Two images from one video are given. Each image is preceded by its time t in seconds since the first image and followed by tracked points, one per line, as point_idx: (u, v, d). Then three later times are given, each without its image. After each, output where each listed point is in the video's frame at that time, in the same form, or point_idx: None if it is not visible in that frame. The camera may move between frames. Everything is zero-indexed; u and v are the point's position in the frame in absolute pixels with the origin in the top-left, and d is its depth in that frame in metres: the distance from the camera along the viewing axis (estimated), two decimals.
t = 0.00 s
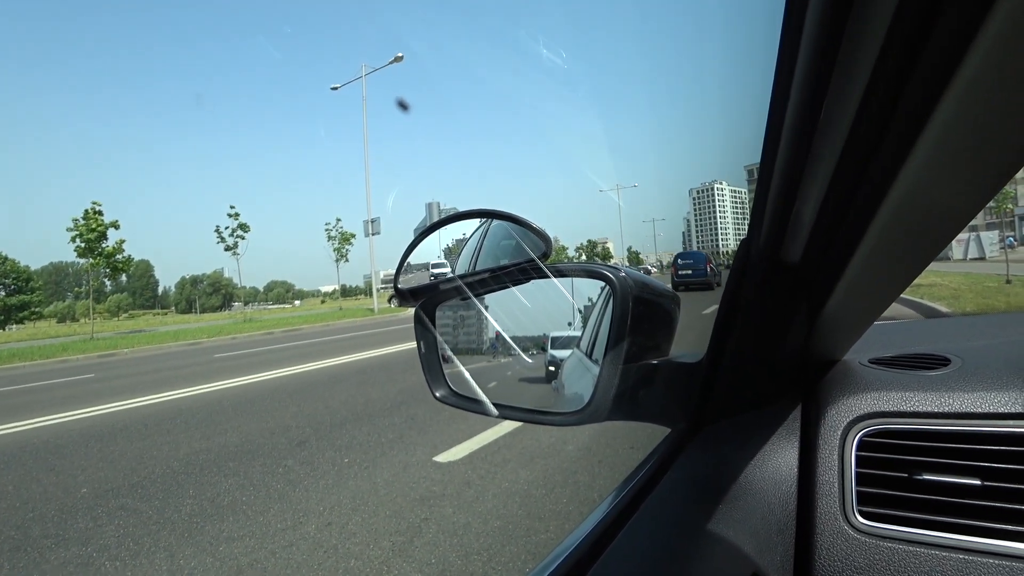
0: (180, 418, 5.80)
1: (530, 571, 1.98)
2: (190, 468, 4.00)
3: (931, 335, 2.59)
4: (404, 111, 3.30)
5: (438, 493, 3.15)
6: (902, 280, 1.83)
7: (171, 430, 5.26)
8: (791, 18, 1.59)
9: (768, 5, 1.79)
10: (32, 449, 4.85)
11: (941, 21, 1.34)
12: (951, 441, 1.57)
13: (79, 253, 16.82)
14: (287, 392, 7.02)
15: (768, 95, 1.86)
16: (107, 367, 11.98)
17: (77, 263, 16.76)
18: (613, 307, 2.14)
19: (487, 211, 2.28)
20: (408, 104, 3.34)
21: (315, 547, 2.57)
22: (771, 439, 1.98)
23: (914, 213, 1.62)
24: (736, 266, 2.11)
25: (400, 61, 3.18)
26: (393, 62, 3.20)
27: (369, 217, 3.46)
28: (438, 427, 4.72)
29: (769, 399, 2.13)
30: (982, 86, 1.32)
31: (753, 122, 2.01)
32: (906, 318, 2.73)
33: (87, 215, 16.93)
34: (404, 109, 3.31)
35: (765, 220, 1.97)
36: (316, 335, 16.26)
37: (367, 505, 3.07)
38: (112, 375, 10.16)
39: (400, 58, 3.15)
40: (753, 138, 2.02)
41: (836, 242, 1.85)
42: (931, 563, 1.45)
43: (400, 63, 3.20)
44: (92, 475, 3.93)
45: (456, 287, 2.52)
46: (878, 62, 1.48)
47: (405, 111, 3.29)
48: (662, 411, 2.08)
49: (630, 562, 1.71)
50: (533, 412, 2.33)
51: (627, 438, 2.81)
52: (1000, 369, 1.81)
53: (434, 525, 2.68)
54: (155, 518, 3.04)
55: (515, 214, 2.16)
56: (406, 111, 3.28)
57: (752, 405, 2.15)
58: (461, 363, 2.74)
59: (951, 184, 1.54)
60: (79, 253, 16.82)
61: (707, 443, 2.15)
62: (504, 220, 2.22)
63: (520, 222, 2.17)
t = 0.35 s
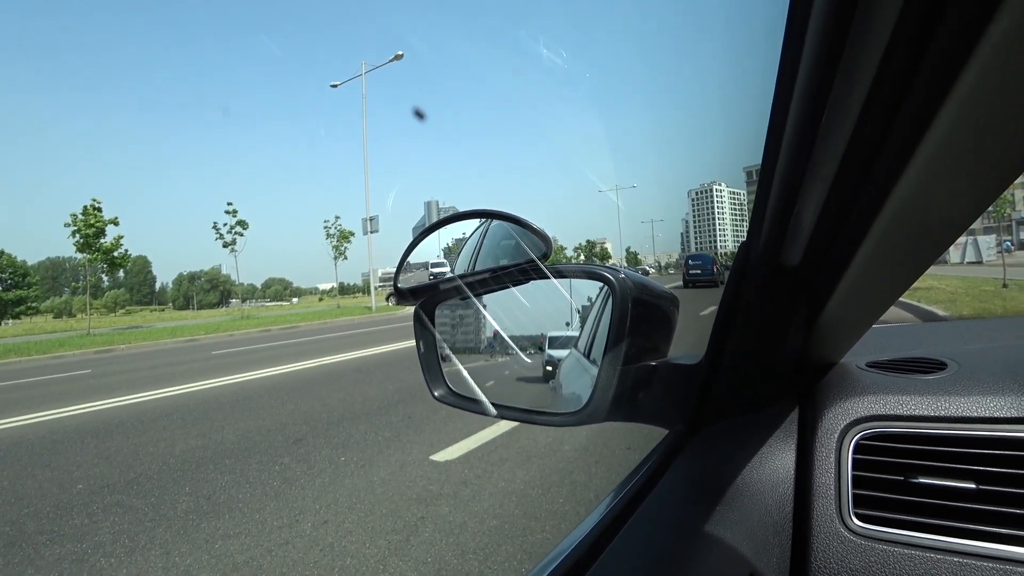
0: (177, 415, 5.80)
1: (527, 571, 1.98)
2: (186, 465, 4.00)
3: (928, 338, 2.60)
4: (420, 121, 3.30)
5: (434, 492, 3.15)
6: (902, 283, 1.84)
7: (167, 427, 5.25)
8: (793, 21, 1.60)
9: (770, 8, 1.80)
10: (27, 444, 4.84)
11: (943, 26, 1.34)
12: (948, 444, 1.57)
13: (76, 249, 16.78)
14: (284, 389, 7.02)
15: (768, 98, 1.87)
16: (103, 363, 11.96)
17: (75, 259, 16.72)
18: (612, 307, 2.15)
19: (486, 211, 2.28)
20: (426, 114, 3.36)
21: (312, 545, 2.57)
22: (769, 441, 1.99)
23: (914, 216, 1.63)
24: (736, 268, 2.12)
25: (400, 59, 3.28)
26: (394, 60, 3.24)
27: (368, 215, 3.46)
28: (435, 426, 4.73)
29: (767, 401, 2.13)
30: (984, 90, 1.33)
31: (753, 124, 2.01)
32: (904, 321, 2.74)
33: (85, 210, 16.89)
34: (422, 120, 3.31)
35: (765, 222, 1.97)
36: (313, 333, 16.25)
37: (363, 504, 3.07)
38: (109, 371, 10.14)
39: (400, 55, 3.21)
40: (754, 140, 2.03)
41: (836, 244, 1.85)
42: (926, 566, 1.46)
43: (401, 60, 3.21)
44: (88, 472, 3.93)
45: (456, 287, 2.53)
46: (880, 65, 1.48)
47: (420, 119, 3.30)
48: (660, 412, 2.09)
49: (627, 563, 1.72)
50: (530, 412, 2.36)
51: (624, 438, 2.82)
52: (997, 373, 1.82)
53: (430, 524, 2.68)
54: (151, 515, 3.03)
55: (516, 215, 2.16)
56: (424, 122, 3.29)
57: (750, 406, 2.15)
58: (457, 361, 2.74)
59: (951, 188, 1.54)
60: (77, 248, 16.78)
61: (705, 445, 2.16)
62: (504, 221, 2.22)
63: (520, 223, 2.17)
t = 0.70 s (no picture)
0: (176, 412, 5.80)
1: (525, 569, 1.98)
2: (184, 462, 4.00)
3: (927, 338, 2.60)
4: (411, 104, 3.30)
5: (433, 490, 3.15)
6: (901, 282, 1.83)
7: (166, 424, 5.25)
8: (794, 20, 1.60)
9: (770, 7, 1.80)
10: (26, 441, 4.84)
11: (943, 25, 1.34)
12: (947, 444, 1.57)
13: (75, 246, 16.77)
14: (282, 387, 7.01)
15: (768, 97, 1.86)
16: (102, 360, 11.95)
17: (73, 256, 16.69)
18: (611, 305, 2.15)
19: (484, 209, 2.27)
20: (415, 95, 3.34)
21: (310, 543, 2.57)
22: (768, 440, 1.98)
23: (913, 216, 1.62)
24: (736, 266, 2.12)
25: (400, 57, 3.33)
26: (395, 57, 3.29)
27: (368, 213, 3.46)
28: (433, 424, 4.73)
29: (765, 400, 2.13)
30: (984, 89, 1.32)
31: (753, 123, 2.01)
32: (903, 321, 2.74)
33: (84, 208, 16.87)
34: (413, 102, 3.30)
35: (765, 220, 1.97)
36: (312, 331, 16.24)
37: (362, 502, 3.07)
38: (108, 368, 10.14)
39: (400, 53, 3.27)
40: (754, 139, 2.03)
41: (835, 243, 1.84)
42: (924, 565, 1.46)
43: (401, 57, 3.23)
44: (86, 469, 3.93)
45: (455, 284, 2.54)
46: (881, 64, 1.48)
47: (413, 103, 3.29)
48: (659, 411, 2.08)
49: (624, 562, 1.71)
50: (530, 410, 2.33)
51: (622, 437, 2.81)
52: (996, 373, 1.81)
53: (428, 522, 2.68)
54: (149, 512, 3.03)
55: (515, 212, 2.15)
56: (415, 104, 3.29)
57: (749, 405, 2.15)
58: (457, 360, 2.74)
59: (950, 187, 1.54)
60: (76, 245, 16.77)
61: (703, 443, 2.16)
62: (502, 218, 2.21)
63: (518, 220, 2.16)
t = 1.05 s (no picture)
0: (176, 412, 5.80)
1: (525, 569, 1.98)
2: (185, 462, 4.00)
3: (928, 338, 2.60)
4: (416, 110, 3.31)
5: (433, 490, 3.15)
6: (902, 282, 1.83)
7: (167, 424, 5.26)
8: (794, 20, 1.60)
9: (770, 7, 1.80)
10: (27, 441, 4.84)
11: (943, 25, 1.33)
12: (947, 444, 1.57)
13: (76, 245, 16.79)
14: (283, 387, 7.01)
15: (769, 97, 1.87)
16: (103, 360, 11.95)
17: (74, 255, 16.70)
18: (612, 305, 2.16)
19: (485, 209, 2.27)
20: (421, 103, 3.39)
21: (310, 542, 2.57)
22: (768, 440, 1.98)
23: (913, 216, 1.62)
24: (737, 266, 2.12)
25: (401, 58, 3.35)
26: (397, 57, 3.31)
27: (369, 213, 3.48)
28: (434, 424, 4.73)
29: (766, 400, 2.13)
30: (985, 89, 1.32)
31: (753, 123, 2.01)
32: (904, 321, 2.74)
33: (84, 207, 16.88)
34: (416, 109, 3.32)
35: (766, 221, 1.97)
36: (313, 331, 16.24)
37: (363, 501, 3.07)
38: (108, 368, 10.13)
39: (401, 54, 3.27)
40: (754, 138, 2.03)
41: (835, 243, 1.84)
42: (924, 565, 1.46)
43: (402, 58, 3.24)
44: (87, 468, 3.93)
45: (456, 285, 2.52)
46: (881, 64, 1.48)
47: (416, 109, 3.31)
48: (660, 411, 2.09)
49: (625, 562, 1.71)
50: (531, 410, 2.33)
51: (623, 437, 2.81)
52: (997, 373, 1.81)
53: (429, 521, 2.68)
54: (150, 512, 3.03)
55: (515, 212, 2.15)
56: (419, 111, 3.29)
57: (749, 405, 2.15)
58: (457, 360, 2.75)
59: (951, 187, 1.53)
60: (76, 245, 16.78)
61: (704, 443, 2.16)
62: (502, 218, 2.21)
63: (518, 220, 2.16)
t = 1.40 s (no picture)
0: (176, 412, 5.80)
1: (525, 569, 1.98)
2: (184, 462, 4.00)
3: (927, 339, 2.60)
4: (421, 119, 3.30)
5: (433, 490, 3.15)
6: (902, 283, 1.83)
7: (166, 424, 5.26)
8: (794, 22, 1.60)
9: (770, 8, 1.81)
10: (26, 441, 4.84)
11: (944, 27, 1.34)
12: (947, 445, 1.57)
13: (75, 245, 16.78)
14: (282, 387, 7.01)
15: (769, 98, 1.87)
16: (102, 360, 11.94)
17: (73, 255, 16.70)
18: (611, 305, 2.17)
19: (485, 210, 2.27)
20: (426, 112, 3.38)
21: (310, 543, 2.57)
22: (768, 441, 1.99)
23: (913, 217, 1.62)
24: (737, 266, 2.13)
25: (400, 58, 3.36)
26: (397, 58, 3.31)
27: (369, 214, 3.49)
28: (434, 424, 4.73)
29: (766, 400, 2.13)
30: (985, 90, 1.32)
31: (753, 124, 2.02)
32: (903, 322, 2.75)
33: (84, 207, 16.88)
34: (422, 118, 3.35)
35: (766, 221, 1.98)
36: (312, 331, 16.23)
37: (362, 501, 3.07)
38: (107, 368, 10.12)
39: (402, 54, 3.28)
40: (754, 139, 2.04)
41: (836, 243, 1.84)
42: (923, 566, 1.46)
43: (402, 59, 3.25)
44: (86, 468, 3.93)
45: (456, 286, 2.51)
46: (882, 65, 1.48)
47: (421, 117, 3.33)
48: (660, 412, 2.09)
49: (625, 563, 1.71)
50: (530, 410, 2.34)
51: (623, 437, 2.81)
52: (997, 374, 1.82)
53: (429, 522, 2.68)
54: (149, 512, 3.03)
55: (516, 214, 2.15)
56: (424, 119, 3.27)
57: (749, 406, 2.15)
58: (457, 360, 2.76)
59: (951, 188, 1.54)
60: (75, 244, 16.77)
61: (703, 444, 2.16)
62: (502, 219, 2.21)
63: (518, 221, 2.16)
